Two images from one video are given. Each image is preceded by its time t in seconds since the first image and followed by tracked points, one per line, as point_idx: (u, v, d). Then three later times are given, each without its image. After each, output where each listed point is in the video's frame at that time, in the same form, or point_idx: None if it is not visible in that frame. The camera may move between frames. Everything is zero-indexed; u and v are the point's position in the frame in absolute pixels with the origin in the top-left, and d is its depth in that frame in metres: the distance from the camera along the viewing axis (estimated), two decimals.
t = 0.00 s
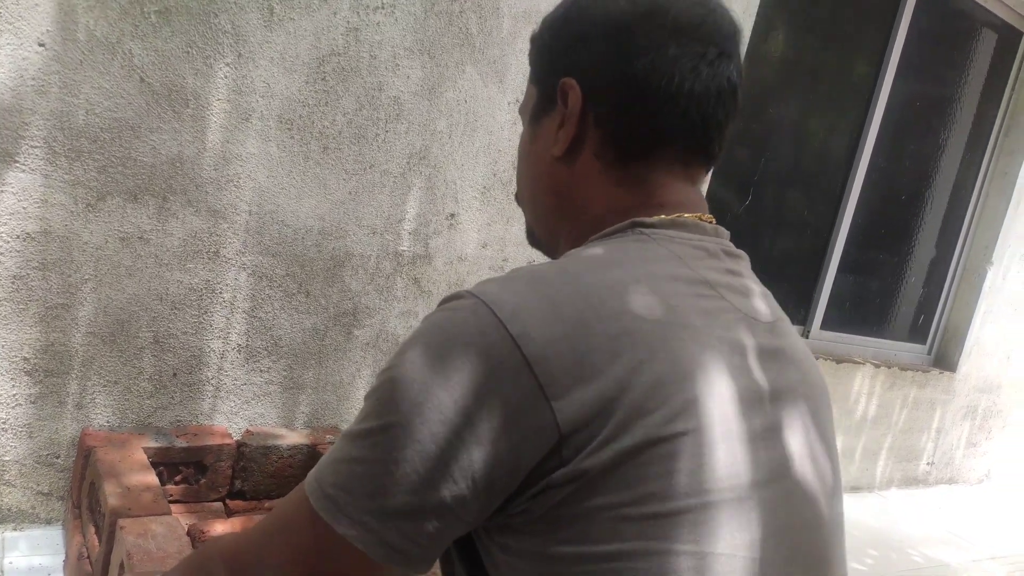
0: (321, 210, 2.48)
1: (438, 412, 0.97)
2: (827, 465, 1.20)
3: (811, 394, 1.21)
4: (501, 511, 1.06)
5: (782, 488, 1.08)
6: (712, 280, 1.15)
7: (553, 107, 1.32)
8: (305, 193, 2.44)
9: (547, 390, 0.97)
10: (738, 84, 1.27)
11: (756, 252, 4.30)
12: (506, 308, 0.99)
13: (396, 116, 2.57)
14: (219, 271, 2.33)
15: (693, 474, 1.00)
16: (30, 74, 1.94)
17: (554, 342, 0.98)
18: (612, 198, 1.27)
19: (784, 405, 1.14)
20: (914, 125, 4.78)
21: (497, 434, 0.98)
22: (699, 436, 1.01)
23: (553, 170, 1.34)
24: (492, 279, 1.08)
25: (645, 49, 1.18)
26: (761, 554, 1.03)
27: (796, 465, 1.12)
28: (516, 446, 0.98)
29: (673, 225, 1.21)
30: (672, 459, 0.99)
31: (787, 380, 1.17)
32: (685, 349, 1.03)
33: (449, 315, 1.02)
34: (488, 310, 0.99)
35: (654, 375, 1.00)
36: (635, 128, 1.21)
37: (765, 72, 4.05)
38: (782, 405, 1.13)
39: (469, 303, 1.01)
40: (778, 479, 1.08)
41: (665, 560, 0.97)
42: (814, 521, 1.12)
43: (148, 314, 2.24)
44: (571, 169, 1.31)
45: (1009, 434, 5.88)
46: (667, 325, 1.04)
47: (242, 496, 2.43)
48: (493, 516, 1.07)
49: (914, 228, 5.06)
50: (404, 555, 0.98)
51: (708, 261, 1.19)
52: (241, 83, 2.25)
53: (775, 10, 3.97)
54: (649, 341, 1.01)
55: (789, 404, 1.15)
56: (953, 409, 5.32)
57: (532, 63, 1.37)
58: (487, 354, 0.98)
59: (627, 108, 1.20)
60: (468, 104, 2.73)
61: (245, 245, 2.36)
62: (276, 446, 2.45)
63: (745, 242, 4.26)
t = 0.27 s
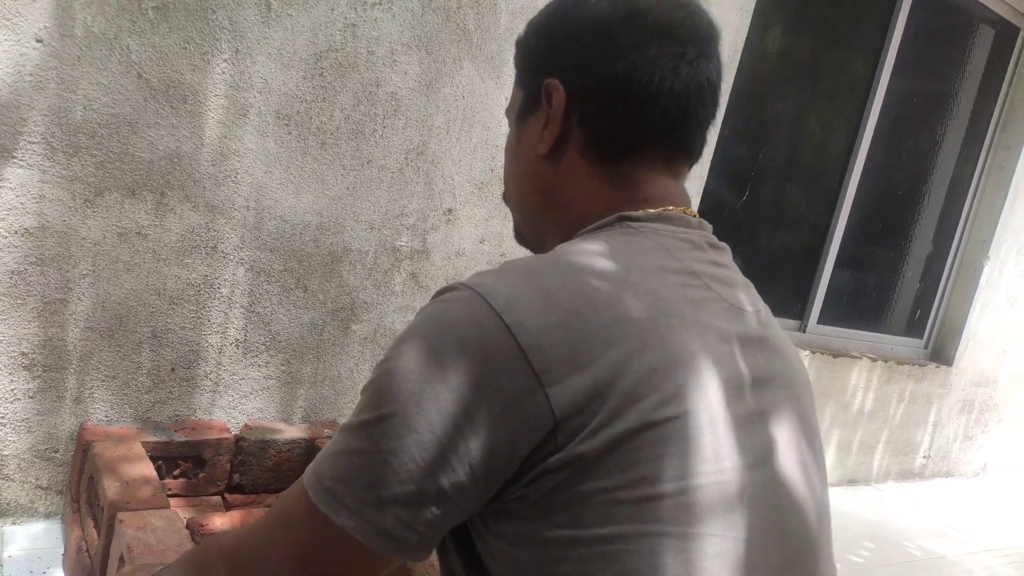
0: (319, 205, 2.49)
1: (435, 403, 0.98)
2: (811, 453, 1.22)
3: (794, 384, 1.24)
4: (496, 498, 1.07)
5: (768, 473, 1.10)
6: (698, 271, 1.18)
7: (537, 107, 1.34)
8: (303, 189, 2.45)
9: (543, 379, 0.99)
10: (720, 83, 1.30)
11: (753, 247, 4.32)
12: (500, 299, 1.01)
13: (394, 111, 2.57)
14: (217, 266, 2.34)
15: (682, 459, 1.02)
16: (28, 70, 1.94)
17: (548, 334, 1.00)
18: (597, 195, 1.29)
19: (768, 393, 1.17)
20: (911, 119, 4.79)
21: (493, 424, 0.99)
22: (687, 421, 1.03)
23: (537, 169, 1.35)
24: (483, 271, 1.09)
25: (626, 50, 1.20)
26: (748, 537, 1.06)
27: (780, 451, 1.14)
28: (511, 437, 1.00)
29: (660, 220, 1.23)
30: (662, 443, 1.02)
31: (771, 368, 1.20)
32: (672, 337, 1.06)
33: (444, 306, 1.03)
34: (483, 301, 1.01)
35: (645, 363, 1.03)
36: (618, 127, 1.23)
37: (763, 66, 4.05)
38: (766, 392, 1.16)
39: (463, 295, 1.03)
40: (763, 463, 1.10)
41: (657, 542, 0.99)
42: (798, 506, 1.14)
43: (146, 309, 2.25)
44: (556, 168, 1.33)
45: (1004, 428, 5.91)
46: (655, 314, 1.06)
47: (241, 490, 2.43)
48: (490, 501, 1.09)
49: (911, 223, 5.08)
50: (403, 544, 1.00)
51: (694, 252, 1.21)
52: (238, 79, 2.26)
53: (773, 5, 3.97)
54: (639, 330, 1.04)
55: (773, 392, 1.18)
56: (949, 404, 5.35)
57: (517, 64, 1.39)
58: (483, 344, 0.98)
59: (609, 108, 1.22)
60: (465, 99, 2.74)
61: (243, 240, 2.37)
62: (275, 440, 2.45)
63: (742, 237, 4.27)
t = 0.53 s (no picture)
0: (317, 201, 2.49)
1: (430, 398, 0.98)
2: (797, 443, 1.24)
3: (781, 377, 1.26)
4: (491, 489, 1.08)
5: (754, 462, 1.12)
6: (686, 264, 1.19)
7: (525, 102, 1.35)
8: (300, 185, 2.44)
9: (535, 371, 0.99)
10: (703, 76, 1.31)
11: (750, 243, 4.32)
12: (492, 292, 1.02)
13: (391, 107, 2.57)
14: (215, 262, 2.33)
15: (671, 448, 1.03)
16: (25, 66, 1.93)
17: (539, 326, 1.00)
18: (584, 188, 1.32)
19: (755, 383, 1.18)
20: (908, 115, 4.79)
21: (488, 418, 0.99)
22: (676, 411, 1.04)
23: (527, 163, 1.38)
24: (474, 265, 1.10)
25: (609, 45, 1.22)
26: (735, 525, 1.07)
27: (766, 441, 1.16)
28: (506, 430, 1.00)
29: (645, 212, 1.25)
30: (650, 432, 1.03)
31: (759, 359, 1.21)
32: (661, 328, 1.07)
33: (436, 298, 1.03)
34: (474, 294, 1.01)
35: (634, 353, 1.04)
36: (603, 121, 1.25)
37: (760, 62, 4.05)
38: (754, 383, 1.18)
39: (454, 287, 1.03)
40: (750, 453, 1.12)
41: (646, 529, 1.01)
42: (782, 497, 1.16)
43: (144, 305, 2.25)
44: (545, 162, 1.35)
45: (1000, 423, 5.93)
46: (643, 305, 1.07)
47: (239, 486, 2.43)
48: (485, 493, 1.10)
49: (908, 218, 5.08)
50: (399, 538, 0.99)
51: (681, 245, 1.23)
52: (236, 74, 2.25)
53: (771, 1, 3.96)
54: (628, 320, 1.05)
55: (760, 383, 1.19)
56: (945, 400, 5.36)
57: (505, 60, 1.41)
58: (476, 336, 0.99)
59: (594, 103, 1.24)
60: (463, 95, 2.73)
61: (241, 236, 2.37)
62: (273, 436, 2.46)
63: (740, 233, 4.27)
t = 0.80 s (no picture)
0: (313, 207, 2.48)
1: (421, 400, 0.99)
2: (783, 446, 1.25)
3: (767, 380, 1.27)
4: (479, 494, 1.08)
5: (739, 465, 1.13)
6: (671, 269, 1.21)
7: (509, 109, 1.37)
8: (297, 190, 2.44)
9: (523, 373, 1.00)
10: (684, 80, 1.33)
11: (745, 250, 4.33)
12: (480, 295, 1.02)
13: (388, 112, 2.57)
14: (211, 268, 2.32)
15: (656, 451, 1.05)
16: (22, 70, 1.93)
17: (528, 328, 1.01)
18: (568, 194, 1.33)
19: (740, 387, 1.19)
20: (900, 123, 4.82)
21: (477, 420, 1.00)
22: (662, 414, 1.05)
23: (511, 170, 1.39)
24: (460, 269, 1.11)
25: (590, 51, 1.24)
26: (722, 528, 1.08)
27: (752, 444, 1.17)
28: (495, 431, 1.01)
29: (629, 218, 1.26)
30: (636, 435, 1.04)
31: (744, 364, 1.23)
32: (646, 332, 1.08)
33: (424, 302, 1.04)
34: (463, 297, 1.02)
35: (621, 356, 1.05)
36: (586, 126, 1.27)
37: (754, 70, 4.07)
38: (739, 387, 1.19)
39: (442, 291, 1.04)
40: (735, 456, 1.13)
41: (632, 533, 1.01)
42: (766, 500, 1.17)
43: (140, 311, 2.23)
44: (530, 169, 1.36)
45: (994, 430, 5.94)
46: (630, 309, 1.09)
47: (235, 494, 2.41)
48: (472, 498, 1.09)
49: (901, 226, 5.11)
50: (388, 542, 0.99)
51: (666, 251, 1.24)
52: (232, 79, 2.25)
53: (765, 9, 3.99)
54: (614, 324, 1.06)
55: (744, 387, 1.21)
56: (940, 407, 5.37)
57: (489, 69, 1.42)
58: (464, 338, 0.99)
59: (577, 108, 1.26)
60: (459, 101, 2.74)
61: (238, 242, 2.36)
62: (269, 444, 2.44)
63: (734, 240, 4.28)
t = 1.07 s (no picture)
0: (321, 226, 2.51)
1: (424, 417, 1.00)
2: (780, 461, 1.27)
3: (765, 396, 1.29)
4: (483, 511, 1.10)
5: (737, 481, 1.15)
6: (669, 287, 1.22)
7: (508, 132, 1.40)
8: (304, 210, 2.47)
9: (522, 390, 1.02)
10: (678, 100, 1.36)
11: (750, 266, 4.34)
12: (481, 315, 1.04)
13: (394, 132, 2.60)
14: (220, 287, 2.35)
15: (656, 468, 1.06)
16: (36, 94, 1.97)
17: (527, 347, 1.03)
18: (566, 213, 1.35)
19: (738, 404, 1.21)
20: (904, 139, 4.84)
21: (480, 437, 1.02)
22: (661, 432, 1.07)
23: (510, 191, 1.41)
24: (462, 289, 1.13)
25: (584, 74, 1.27)
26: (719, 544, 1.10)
27: (749, 460, 1.19)
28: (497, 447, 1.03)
29: (626, 236, 1.28)
30: (636, 453, 1.05)
31: (742, 380, 1.24)
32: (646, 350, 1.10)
33: (427, 322, 1.06)
34: (464, 317, 1.04)
35: (620, 374, 1.06)
36: (582, 147, 1.29)
37: (756, 88, 4.10)
38: (738, 404, 1.21)
39: (445, 310, 1.06)
40: (732, 473, 1.15)
41: (634, 549, 1.03)
42: (762, 515, 1.19)
43: (150, 330, 2.26)
44: (529, 190, 1.38)
45: (1003, 445, 5.91)
46: (629, 327, 1.10)
47: (243, 511, 2.44)
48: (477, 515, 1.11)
49: (906, 241, 5.11)
50: (393, 560, 1.01)
51: (665, 270, 1.26)
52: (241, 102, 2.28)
53: (766, 27, 4.03)
54: (614, 342, 1.08)
55: (743, 403, 1.22)
56: (947, 422, 5.36)
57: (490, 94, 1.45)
58: (465, 356, 1.02)
59: (573, 129, 1.29)
60: (464, 121, 2.77)
61: (246, 261, 2.39)
62: (277, 462, 2.47)
63: (739, 256, 4.29)
